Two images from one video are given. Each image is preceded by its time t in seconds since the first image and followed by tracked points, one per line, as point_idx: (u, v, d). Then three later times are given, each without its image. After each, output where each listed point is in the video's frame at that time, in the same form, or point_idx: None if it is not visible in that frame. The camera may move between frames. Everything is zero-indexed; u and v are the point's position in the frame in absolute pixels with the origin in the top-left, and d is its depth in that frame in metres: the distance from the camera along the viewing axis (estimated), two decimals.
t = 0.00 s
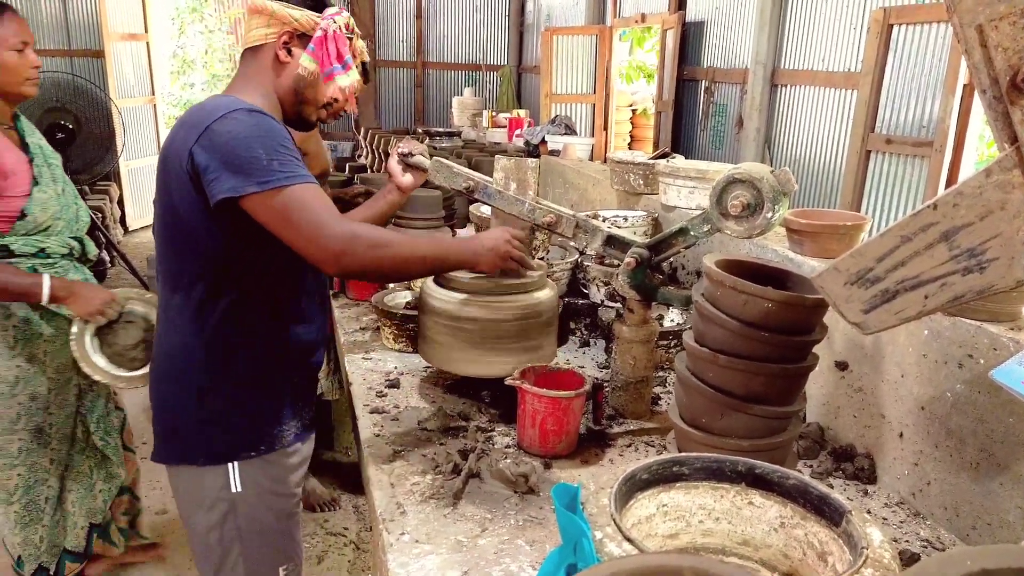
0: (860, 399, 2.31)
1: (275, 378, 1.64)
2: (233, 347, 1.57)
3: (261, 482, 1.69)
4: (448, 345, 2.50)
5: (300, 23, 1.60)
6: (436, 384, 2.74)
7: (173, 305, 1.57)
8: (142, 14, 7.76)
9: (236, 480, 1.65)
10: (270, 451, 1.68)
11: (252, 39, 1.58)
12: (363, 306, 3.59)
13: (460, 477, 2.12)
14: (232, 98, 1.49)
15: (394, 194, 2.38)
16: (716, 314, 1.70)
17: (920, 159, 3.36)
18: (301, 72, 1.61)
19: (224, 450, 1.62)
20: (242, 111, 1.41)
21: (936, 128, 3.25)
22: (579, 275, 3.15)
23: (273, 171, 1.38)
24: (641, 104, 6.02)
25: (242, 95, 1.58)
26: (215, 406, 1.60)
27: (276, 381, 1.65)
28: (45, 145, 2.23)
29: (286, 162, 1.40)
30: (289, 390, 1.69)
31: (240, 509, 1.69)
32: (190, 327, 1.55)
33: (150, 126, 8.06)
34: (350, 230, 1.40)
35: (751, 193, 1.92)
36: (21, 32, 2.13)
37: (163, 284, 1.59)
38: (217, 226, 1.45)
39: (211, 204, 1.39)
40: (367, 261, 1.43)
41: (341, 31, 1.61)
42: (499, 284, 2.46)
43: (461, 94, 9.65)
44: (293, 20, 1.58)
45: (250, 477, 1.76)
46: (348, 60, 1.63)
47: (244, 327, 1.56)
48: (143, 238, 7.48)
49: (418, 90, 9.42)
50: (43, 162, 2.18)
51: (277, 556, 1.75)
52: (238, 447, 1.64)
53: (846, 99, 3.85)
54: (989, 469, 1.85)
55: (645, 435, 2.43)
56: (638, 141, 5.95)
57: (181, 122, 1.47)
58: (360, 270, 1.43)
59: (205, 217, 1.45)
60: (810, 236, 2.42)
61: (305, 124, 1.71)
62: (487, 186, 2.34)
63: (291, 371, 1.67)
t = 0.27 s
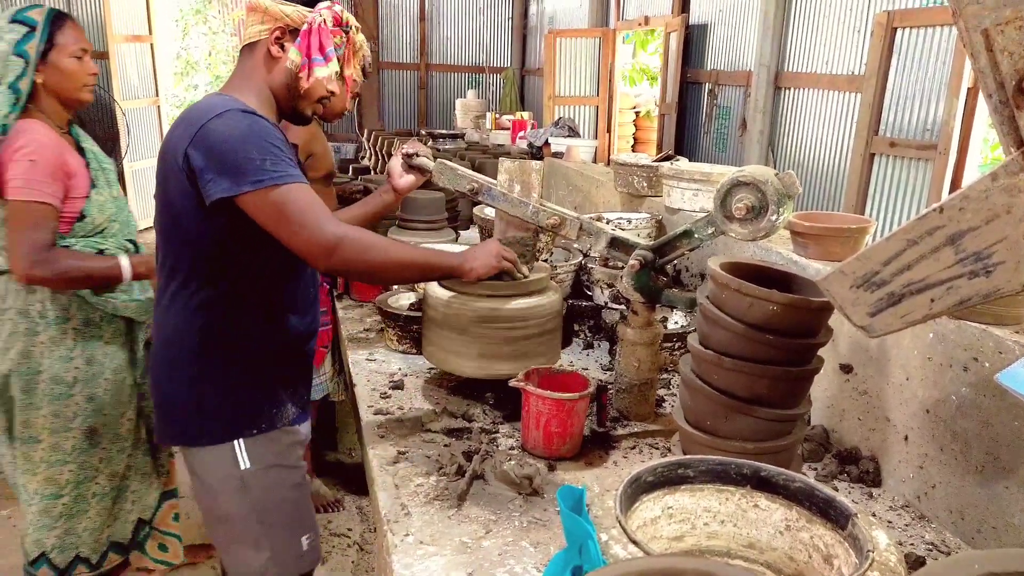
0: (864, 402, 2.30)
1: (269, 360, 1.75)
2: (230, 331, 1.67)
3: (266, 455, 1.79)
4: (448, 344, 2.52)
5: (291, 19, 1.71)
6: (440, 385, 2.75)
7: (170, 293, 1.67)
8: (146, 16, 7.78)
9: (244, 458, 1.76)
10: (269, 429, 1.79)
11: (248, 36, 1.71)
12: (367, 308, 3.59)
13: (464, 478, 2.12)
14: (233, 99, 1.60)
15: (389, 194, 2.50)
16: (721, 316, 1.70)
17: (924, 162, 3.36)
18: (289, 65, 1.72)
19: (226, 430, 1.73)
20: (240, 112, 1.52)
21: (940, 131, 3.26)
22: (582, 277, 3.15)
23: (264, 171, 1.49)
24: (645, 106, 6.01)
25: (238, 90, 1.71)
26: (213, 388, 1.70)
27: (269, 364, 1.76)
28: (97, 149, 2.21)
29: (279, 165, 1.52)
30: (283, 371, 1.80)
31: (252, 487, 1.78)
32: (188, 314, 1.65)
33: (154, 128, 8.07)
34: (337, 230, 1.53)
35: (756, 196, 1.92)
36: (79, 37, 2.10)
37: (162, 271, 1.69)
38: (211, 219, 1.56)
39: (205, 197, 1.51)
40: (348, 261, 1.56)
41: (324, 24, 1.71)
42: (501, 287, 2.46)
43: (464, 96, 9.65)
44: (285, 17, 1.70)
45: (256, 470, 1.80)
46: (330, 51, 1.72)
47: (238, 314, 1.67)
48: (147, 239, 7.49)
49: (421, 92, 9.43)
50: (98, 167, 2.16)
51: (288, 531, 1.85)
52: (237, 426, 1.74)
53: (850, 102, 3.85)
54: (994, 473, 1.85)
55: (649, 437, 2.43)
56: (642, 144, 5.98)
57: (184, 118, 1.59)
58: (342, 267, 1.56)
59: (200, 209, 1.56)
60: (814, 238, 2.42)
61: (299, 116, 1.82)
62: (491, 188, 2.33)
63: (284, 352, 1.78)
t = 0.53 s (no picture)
0: (865, 403, 2.31)
1: (264, 347, 1.85)
2: (224, 322, 1.79)
3: (276, 436, 1.89)
4: (451, 346, 2.51)
5: (285, 22, 1.73)
6: (441, 386, 2.75)
7: (166, 290, 1.80)
8: (147, 18, 7.78)
9: (252, 438, 1.86)
10: (271, 413, 1.88)
11: (246, 40, 1.75)
12: (368, 310, 3.60)
13: (466, 480, 2.12)
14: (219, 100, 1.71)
15: (390, 198, 2.49)
16: (722, 317, 1.71)
17: (924, 163, 3.36)
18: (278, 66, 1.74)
19: (229, 416, 1.84)
20: (218, 112, 1.64)
21: (941, 133, 3.26)
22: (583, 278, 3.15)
23: (233, 168, 1.59)
24: (645, 108, 6.02)
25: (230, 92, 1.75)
26: (210, 376, 1.81)
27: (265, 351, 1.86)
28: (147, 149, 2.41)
29: (249, 162, 1.61)
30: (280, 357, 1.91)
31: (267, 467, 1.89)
32: (183, 308, 1.77)
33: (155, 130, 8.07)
34: (297, 234, 1.62)
35: (756, 197, 1.92)
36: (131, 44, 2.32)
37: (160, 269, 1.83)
38: (195, 215, 1.69)
39: (183, 193, 1.63)
40: (308, 266, 1.64)
41: (311, 25, 1.72)
42: (503, 289, 2.47)
43: (464, 98, 9.66)
44: (278, 20, 1.72)
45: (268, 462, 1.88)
46: (314, 52, 1.72)
47: (228, 306, 1.78)
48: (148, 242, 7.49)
49: (422, 94, 9.43)
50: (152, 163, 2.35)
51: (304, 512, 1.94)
52: (237, 412, 1.84)
53: (851, 103, 3.86)
54: (995, 473, 1.85)
55: (650, 439, 2.43)
56: (643, 145, 6.02)
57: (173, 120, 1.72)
58: (303, 270, 1.65)
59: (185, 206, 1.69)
60: (814, 240, 2.43)
61: (294, 119, 1.83)
62: (492, 190, 2.33)
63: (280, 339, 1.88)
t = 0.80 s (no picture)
0: (862, 404, 2.31)
1: (255, 340, 1.85)
2: (212, 313, 1.78)
3: (265, 424, 1.85)
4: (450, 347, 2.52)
5: (284, 23, 1.73)
6: (439, 387, 2.74)
7: (157, 286, 1.80)
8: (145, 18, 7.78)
9: (241, 428, 1.82)
10: (261, 404, 1.86)
11: (246, 40, 1.75)
12: (365, 310, 3.60)
13: (463, 480, 2.12)
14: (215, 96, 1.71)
15: (390, 199, 2.50)
16: (720, 317, 1.71)
17: (921, 164, 3.37)
18: (274, 68, 1.74)
19: (220, 408, 1.81)
20: (211, 109, 1.63)
21: (938, 133, 3.27)
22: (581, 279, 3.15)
23: (224, 166, 1.59)
24: (642, 109, 6.03)
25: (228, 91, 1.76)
26: (201, 368, 1.80)
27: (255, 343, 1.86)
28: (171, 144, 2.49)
29: (239, 160, 1.61)
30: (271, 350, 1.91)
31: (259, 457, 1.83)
32: (174, 304, 1.78)
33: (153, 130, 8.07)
34: (285, 234, 1.63)
35: (755, 198, 1.93)
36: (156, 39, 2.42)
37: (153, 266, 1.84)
38: (188, 212, 1.69)
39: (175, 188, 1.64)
40: (297, 265, 1.65)
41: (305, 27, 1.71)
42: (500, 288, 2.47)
43: (462, 98, 9.66)
44: (277, 21, 1.72)
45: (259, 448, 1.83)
46: (308, 54, 1.71)
47: (217, 298, 1.78)
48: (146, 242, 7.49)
49: (420, 94, 9.42)
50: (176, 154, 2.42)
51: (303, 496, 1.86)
52: (230, 403, 1.82)
53: (848, 104, 3.87)
54: (991, 474, 1.85)
55: (648, 439, 2.43)
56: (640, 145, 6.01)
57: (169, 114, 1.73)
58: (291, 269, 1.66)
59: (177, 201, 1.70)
60: (812, 240, 2.43)
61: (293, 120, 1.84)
62: (491, 191, 2.32)
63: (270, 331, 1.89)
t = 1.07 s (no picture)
0: (862, 405, 2.31)
1: (262, 339, 1.86)
2: (219, 314, 1.79)
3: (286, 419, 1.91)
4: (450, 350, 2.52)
5: (283, 24, 1.73)
6: (439, 388, 2.75)
7: (164, 288, 1.81)
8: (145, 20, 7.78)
9: (264, 424, 1.87)
10: (280, 399, 1.89)
11: (245, 41, 1.76)
12: (365, 311, 3.59)
13: (464, 482, 2.12)
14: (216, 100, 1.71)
15: (389, 203, 2.50)
16: (720, 319, 1.71)
17: (921, 166, 3.38)
18: (274, 70, 1.74)
19: (232, 407, 1.83)
20: (210, 113, 1.63)
21: (937, 135, 3.28)
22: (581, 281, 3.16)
23: (221, 171, 1.59)
24: (642, 111, 6.03)
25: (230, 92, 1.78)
26: (210, 370, 1.81)
27: (263, 342, 1.87)
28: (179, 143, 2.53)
29: (236, 165, 1.61)
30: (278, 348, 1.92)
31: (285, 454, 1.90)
32: (180, 306, 1.78)
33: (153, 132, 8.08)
34: (280, 240, 1.63)
35: (753, 199, 1.93)
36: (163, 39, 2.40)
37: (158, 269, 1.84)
38: (188, 215, 1.70)
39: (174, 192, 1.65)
40: (292, 272, 1.66)
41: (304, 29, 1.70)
42: (500, 290, 2.47)
43: (461, 99, 9.67)
44: (276, 22, 1.72)
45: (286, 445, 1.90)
46: (307, 57, 1.71)
47: (222, 300, 1.78)
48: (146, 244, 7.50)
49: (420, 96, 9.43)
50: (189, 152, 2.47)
51: (327, 488, 1.98)
52: (242, 402, 1.84)
53: (847, 106, 3.87)
54: (991, 475, 1.86)
55: (648, 440, 2.43)
56: (639, 147, 6.04)
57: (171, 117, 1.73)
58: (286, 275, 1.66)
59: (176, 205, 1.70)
60: (812, 241, 2.44)
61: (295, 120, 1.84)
62: (491, 192, 2.33)
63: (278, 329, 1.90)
